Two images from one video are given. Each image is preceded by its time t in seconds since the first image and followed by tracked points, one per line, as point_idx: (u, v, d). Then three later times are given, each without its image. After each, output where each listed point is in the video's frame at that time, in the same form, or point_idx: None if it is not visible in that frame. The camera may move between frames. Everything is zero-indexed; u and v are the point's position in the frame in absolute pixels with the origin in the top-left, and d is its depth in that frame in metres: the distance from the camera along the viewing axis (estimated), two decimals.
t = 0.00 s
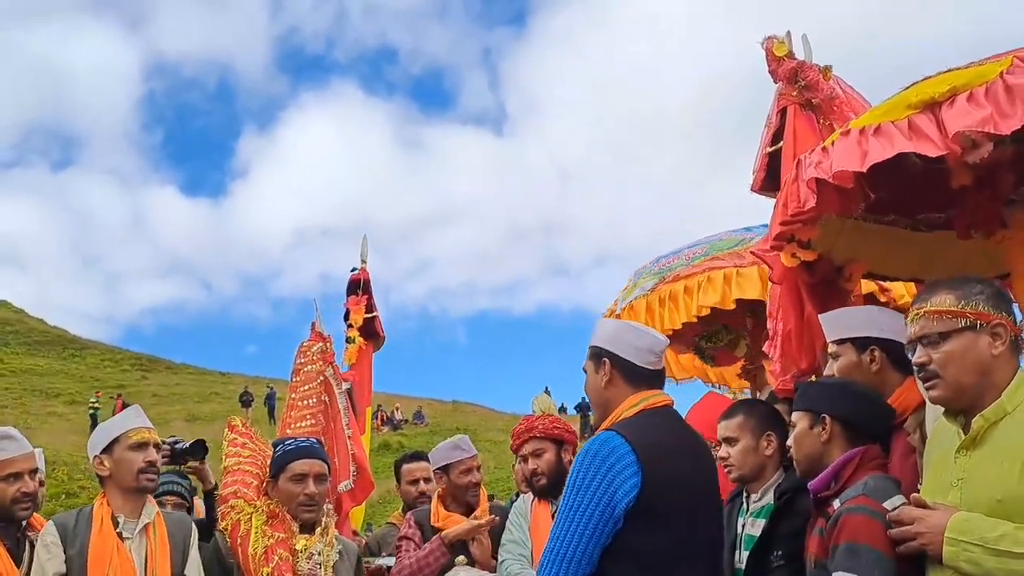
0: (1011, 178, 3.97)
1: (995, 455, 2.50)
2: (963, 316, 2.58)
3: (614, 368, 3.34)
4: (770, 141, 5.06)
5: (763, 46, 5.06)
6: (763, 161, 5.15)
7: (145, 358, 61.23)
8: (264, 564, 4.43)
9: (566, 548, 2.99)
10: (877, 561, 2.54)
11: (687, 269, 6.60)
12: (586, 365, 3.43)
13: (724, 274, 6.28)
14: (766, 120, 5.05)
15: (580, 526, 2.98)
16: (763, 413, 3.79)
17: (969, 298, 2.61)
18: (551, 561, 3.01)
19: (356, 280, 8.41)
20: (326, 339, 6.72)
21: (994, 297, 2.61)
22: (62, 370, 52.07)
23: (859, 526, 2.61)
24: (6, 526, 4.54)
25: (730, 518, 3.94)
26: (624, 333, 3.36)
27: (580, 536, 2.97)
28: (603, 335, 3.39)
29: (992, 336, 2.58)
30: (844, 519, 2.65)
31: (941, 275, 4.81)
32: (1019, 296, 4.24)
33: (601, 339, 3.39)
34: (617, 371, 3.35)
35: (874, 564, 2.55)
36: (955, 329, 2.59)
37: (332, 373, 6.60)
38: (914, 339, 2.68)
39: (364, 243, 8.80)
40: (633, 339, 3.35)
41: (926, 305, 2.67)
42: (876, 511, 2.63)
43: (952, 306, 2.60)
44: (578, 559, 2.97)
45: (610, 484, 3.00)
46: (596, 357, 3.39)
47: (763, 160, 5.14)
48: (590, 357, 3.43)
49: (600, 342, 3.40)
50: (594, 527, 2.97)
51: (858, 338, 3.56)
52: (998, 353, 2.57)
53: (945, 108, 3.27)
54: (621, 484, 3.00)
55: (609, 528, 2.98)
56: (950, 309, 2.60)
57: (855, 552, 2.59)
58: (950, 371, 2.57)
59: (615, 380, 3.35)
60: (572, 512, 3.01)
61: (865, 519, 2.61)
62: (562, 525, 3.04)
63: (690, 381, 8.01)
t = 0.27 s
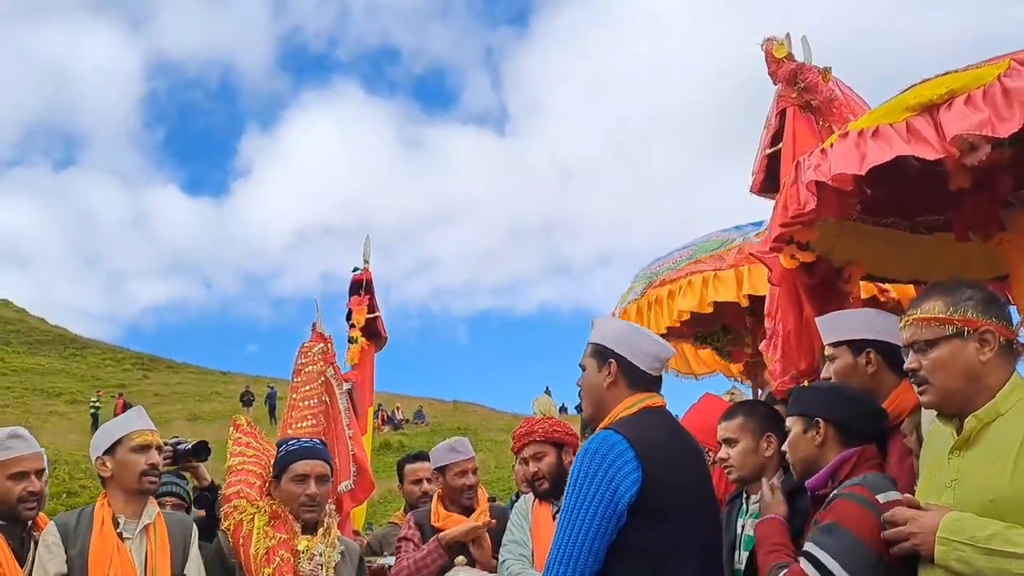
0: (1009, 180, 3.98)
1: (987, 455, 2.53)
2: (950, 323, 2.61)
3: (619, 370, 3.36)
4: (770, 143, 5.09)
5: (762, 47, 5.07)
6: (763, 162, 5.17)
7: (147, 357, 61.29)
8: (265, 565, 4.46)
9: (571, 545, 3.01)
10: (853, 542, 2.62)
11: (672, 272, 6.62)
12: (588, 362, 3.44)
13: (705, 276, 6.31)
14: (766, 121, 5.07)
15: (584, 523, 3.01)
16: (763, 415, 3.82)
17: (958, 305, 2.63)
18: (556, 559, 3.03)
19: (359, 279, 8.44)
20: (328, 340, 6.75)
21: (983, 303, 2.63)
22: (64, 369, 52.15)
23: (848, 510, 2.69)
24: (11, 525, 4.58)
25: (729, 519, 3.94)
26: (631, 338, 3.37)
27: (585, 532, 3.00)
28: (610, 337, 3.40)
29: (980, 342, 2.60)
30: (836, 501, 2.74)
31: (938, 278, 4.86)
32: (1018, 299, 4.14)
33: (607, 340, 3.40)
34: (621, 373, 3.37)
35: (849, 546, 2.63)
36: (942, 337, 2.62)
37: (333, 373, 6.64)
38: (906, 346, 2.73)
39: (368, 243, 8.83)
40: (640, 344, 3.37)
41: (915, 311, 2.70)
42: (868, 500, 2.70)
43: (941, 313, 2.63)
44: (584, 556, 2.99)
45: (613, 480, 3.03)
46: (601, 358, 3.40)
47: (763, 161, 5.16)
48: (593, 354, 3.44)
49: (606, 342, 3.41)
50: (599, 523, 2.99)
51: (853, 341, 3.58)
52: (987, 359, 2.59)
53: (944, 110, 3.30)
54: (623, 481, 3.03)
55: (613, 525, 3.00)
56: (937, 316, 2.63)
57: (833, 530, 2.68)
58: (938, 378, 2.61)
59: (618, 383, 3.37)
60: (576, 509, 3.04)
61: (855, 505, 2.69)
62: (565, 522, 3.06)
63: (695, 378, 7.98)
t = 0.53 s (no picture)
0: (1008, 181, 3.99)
1: (978, 455, 2.56)
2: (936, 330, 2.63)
3: (645, 370, 3.37)
4: (770, 143, 5.11)
5: (764, 49, 5.10)
6: (763, 163, 5.19)
7: (148, 357, 61.32)
8: (266, 565, 4.50)
9: (590, 540, 3.00)
10: (827, 529, 2.68)
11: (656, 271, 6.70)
12: (610, 359, 3.41)
13: (685, 278, 6.34)
14: (766, 122, 5.09)
15: (604, 518, 3.01)
16: (763, 415, 3.85)
17: (945, 310, 2.65)
18: (574, 554, 3.03)
19: (359, 279, 8.47)
20: (329, 340, 6.78)
21: (970, 308, 2.64)
22: (66, 368, 52.20)
23: (831, 500, 2.74)
24: (14, 523, 4.61)
25: (728, 518, 3.97)
26: (658, 339, 3.40)
27: (605, 528, 3.00)
28: (636, 335, 3.40)
29: (968, 347, 2.62)
30: (824, 492, 2.79)
31: (937, 279, 4.87)
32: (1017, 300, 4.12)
33: (633, 337, 3.40)
34: (645, 374, 3.38)
35: (824, 532, 2.68)
36: (929, 343, 2.64)
37: (333, 373, 6.67)
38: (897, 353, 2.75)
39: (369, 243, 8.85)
40: (666, 347, 3.41)
41: (903, 318, 2.73)
42: (853, 492, 2.74)
43: (928, 320, 2.65)
44: (602, 552, 2.99)
45: (636, 479, 3.04)
46: (626, 355, 3.39)
47: (763, 162, 5.18)
48: (616, 351, 3.41)
49: (631, 340, 3.40)
50: (620, 520, 3.00)
51: (852, 341, 3.61)
52: (975, 363, 2.61)
53: (943, 111, 3.32)
54: (647, 479, 3.04)
55: (633, 523, 3.01)
56: (923, 323, 2.65)
57: (813, 517, 2.74)
58: (927, 385, 2.63)
59: (641, 383, 3.37)
60: (597, 505, 3.04)
61: (839, 495, 2.73)
62: (584, 516, 3.06)
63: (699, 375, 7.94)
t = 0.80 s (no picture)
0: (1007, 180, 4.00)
1: (976, 454, 2.56)
2: (929, 332, 2.63)
3: (661, 373, 3.36)
4: (770, 142, 5.10)
5: (764, 48, 5.10)
6: (763, 162, 5.19)
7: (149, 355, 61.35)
8: (265, 563, 4.49)
9: (610, 536, 2.89)
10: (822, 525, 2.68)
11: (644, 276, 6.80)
12: (625, 361, 3.38)
13: (667, 287, 6.41)
14: (766, 121, 5.09)
15: (628, 515, 2.90)
16: (762, 413, 3.85)
17: (937, 312, 2.65)
18: (592, 549, 2.90)
19: (357, 278, 8.48)
20: (328, 338, 6.80)
21: (960, 308, 2.65)
22: (66, 366, 52.22)
23: (826, 495, 2.74)
24: (14, 520, 4.61)
25: (727, 517, 3.97)
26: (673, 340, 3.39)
27: (627, 525, 2.89)
28: (650, 337, 3.38)
29: (962, 348, 2.61)
30: (820, 488, 2.80)
31: (937, 278, 4.87)
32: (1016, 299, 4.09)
33: (648, 339, 3.38)
34: (661, 376, 3.36)
35: (819, 528, 2.69)
36: (923, 347, 2.64)
37: (334, 371, 6.68)
38: (891, 357, 2.74)
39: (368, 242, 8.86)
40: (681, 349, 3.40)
41: (894, 323, 2.72)
42: (849, 487, 2.74)
43: (920, 323, 2.64)
44: (622, 549, 2.88)
45: (661, 479, 2.95)
46: (641, 357, 3.36)
47: (763, 161, 5.18)
48: (631, 354, 3.38)
49: (646, 342, 3.38)
50: (642, 519, 2.90)
51: (853, 338, 3.61)
52: (970, 364, 2.61)
53: (943, 110, 3.31)
54: (672, 481, 2.96)
55: (654, 523, 2.92)
56: (915, 326, 2.64)
57: (809, 512, 2.74)
58: (924, 389, 2.62)
59: (657, 385, 3.35)
60: (620, 501, 2.92)
61: (833, 491, 2.74)
62: (605, 512, 2.94)
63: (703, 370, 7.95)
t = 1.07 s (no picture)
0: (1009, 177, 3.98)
1: (975, 452, 2.55)
2: (929, 327, 2.62)
3: (657, 372, 3.35)
4: (770, 140, 5.09)
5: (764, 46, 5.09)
6: (763, 160, 5.17)
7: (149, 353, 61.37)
8: (263, 559, 4.46)
9: (623, 532, 2.86)
10: (820, 524, 2.67)
11: (630, 275, 6.72)
12: (619, 366, 3.34)
13: (651, 282, 6.38)
14: (766, 119, 5.08)
15: (641, 512, 2.88)
16: (767, 412, 3.87)
17: (937, 308, 2.64)
18: (605, 545, 2.87)
19: (355, 275, 8.46)
20: (328, 335, 6.81)
21: (961, 304, 2.64)
22: (66, 364, 52.23)
23: (825, 493, 2.74)
24: (14, 517, 4.60)
25: (724, 516, 3.96)
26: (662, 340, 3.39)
27: (640, 521, 2.87)
28: (641, 340, 3.37)
29: (961, 344, 2.61)
30: (820, 486, 2.79)
31: (937, 276, 4.85)
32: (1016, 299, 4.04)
33: (639, 342, 3.36)
34: (657, 375, 3.35)
35: (817, 526, 2.68)
36: (923, 341, 2.63)
37: (334, 368, 6.67)
38: (890, 352, 2.73)
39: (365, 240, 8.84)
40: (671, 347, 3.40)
41: (895, 317, 2.71)
42: (848, 485, 2.73)
43: (920, 318, 2.63)
44: (634, 545, 2.85)
45: (673, 477, 2.94)
46: (635, 361, 3.34)
47: (763, 159, 5.16)
48: (625, 359, 3.34)
49: (637, 345, 3.36)
50: (655, 516, 2.88)
51: (851, 337, 3.60)
52: (969, 360, 2.60)
53: (944, 106, 3.30)
54: (684, 480, 2.95)
55: (666, 520, 2.90)
56: (916, 321, 2.63)
57: (808, 510, 2.73)
58: (922, 383, 2.62)
59: (655, 385, 3.33)
60: (632, 499, 2.90)
61: (832, 488, 2.73)
62: (617, 508, 2.91)
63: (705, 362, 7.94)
